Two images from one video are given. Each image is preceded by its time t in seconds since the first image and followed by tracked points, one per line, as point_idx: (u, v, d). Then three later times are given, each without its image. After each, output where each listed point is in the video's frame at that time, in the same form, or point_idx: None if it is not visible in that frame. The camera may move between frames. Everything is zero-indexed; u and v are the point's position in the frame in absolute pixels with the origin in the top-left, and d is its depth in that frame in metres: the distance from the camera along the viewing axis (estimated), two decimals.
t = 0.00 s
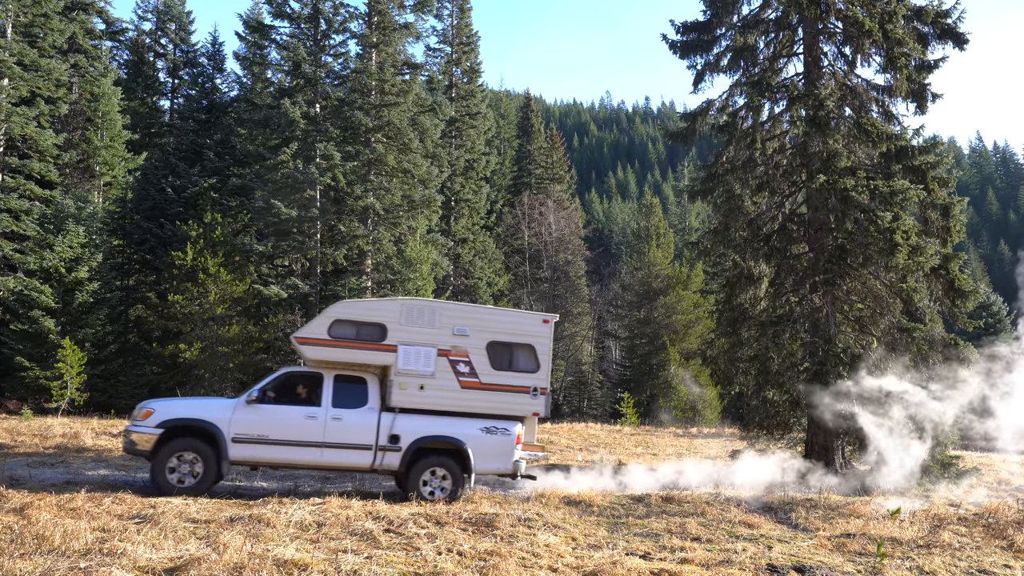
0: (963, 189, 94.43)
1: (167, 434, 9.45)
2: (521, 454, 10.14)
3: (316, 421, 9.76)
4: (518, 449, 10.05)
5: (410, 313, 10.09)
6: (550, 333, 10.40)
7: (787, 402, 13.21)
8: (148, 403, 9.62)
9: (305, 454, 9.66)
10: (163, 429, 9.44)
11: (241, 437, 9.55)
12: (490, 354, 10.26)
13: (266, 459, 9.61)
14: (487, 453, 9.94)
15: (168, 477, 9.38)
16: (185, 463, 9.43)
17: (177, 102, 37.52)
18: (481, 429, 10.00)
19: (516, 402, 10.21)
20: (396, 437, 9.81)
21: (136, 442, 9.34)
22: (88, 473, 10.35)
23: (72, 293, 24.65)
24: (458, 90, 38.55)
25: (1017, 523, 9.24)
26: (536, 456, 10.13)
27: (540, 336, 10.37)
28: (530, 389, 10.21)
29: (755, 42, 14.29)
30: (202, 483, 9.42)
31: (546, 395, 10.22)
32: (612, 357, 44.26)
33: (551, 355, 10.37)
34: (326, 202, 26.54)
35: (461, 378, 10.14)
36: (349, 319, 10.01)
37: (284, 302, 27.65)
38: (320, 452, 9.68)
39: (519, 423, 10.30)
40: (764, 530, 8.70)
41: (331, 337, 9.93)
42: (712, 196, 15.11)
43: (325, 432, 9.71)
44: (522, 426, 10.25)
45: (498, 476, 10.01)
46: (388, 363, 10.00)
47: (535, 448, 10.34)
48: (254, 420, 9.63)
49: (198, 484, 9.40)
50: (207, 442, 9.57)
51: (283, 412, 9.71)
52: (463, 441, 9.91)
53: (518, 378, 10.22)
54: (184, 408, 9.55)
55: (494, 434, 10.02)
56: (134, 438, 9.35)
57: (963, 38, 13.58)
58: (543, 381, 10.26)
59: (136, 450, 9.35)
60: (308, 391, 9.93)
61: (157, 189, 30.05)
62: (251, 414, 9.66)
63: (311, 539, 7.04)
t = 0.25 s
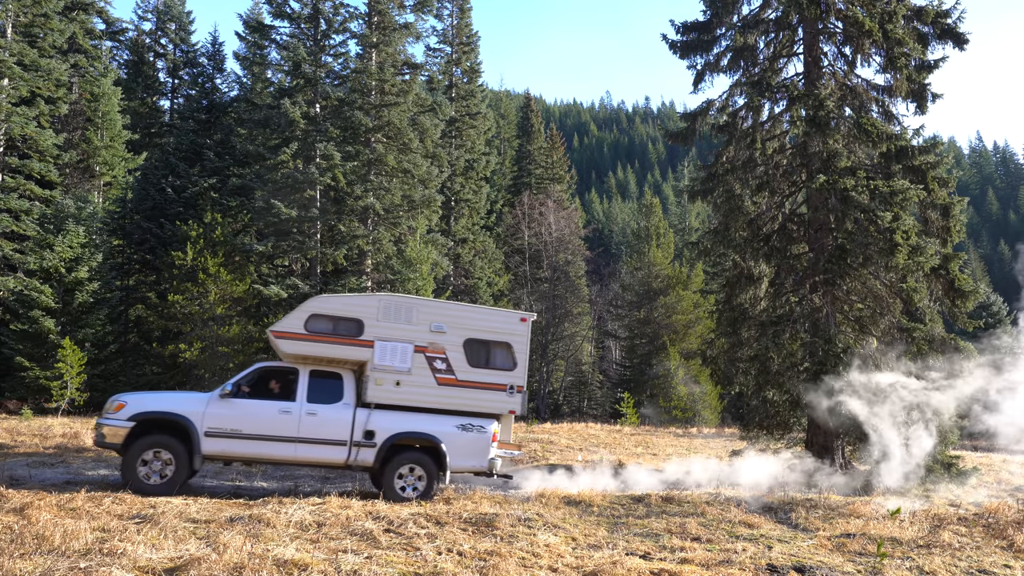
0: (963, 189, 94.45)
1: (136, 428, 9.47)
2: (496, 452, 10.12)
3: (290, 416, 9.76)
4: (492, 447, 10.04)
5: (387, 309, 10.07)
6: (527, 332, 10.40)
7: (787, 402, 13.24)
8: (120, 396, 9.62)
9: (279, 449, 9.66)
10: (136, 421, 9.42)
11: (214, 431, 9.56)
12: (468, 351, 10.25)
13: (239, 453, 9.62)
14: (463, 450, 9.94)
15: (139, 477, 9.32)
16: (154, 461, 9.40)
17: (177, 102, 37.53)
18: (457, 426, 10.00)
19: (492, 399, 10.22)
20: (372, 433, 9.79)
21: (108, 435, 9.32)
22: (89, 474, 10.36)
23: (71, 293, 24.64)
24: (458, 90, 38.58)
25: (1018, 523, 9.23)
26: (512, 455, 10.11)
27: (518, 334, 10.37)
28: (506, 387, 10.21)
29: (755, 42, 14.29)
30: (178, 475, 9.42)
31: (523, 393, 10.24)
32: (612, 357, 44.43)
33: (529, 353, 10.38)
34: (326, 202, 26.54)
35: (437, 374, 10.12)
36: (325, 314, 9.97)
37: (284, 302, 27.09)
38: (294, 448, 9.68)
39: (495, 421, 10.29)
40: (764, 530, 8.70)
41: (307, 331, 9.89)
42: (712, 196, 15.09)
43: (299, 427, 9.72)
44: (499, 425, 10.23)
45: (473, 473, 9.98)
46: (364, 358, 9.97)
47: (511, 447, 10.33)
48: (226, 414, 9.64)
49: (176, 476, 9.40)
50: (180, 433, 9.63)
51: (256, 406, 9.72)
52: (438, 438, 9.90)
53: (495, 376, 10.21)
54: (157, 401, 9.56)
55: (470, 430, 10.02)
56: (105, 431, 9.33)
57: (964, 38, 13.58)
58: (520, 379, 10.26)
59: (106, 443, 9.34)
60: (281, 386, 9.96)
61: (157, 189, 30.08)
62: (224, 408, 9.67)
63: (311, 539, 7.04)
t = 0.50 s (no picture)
0: (963, 189, 94.48)
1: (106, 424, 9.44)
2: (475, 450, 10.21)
3: (266, 413, 9.75)
4: (472, 445, 10.13)
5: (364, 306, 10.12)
6: (506, 328, 10.51)
7: (786, 402, 13.31)
8: (94, 392, 9.61)
9: (254, 447, 9.64)
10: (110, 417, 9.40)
11: (188, 428, 9.54)
12: (445, 348, 10.34)
13: (214, 451, 9.60)
14: (440, 448, 10.01)
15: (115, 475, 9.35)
16: (127, 460, 9.42)
17: (177, 103, 37.54)
18: (435, 423, 10.09)
19: (471, 396, 10.32)
20: (348, 430, 9.82)
21: (81, 431, 9.31)
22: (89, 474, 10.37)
23: (71, 293, 24.64)
24: (458, 90, 38.58)
25: (1018, 523, 9.23)
26: (491, 453, 10.23)
27: (496, 331, 10.49)
28: (485, 383, 10.32)
29: (755, 42, 14.29)
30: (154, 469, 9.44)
31: (501, 390, 10.35)
32: (612, 356, 44.53)
33: (507, 350, 10.49)
34: (326, 202, 26.54)
35: (415, 371, 10.20)
36: (302, 310, 10.00)
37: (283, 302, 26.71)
38: (270, 445, 9.67)
39: (474, 418, 10.38)
40: (764, 530, 8.70)
41: (283, 328, 9.92)
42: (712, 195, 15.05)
43: (275, 424, 9.71)
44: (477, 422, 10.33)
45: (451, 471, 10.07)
46: (341, 355, 10.02)
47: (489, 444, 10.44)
48: (200, 410, 9.62)
49: (151, 471, 9.40)
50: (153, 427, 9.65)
51: (232, 403, 9.71)
52: (416, 435, 9.96)
53: (473, 373, 10.31)
54: (129, 396, 9.54)
55: (448, 428, 10.10)
56: (78, 428, 9.32)
57: (963, 38, 13.58)
58: (498, 376, 10.37)
59: (79, 439, 9.33)
60: (257, 382, 9.95)
61: (157, 189, 30.11)
62: (198, 405, 9.65)
63: (310, 539, 7.04)
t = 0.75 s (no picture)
0: (963, 189, 94.50)
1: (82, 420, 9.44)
2: (454, 449, 10.22)
3: (243, 410, 9.75)
4: (451, 444, 10.14)
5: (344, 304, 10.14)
6: (487, 328, 10.55)
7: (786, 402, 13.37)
8: (70, 389, 9.60)
9: (231, 444, 9.64)
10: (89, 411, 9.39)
11: (164, 425, 9.52)
12: (426, 347, 10.35)
13: (191, 448, 9.59)
14: (420, 447, 10.03)
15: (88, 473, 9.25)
16: (102, 459, 9.35)
17: (177, 103, 37.54)
18: (415, 422, 10.10)
19: (450, 396, 10.31)
20: (327, 428, 9.82)
21: (56, 427, 9.30)
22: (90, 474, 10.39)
23: (71, 293, 24.63)
24: (458, 90, 38.57)
25: (1018, 522, 9.23)
26: (469, 453, 10.25)
27: (477, 330, 10.51)
28: (465, 383, 10.32)
29: (755, 42, 14.28)
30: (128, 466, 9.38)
31: (481, 390, 10.35)
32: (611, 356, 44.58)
33: (488, 350, 10.50)
34: (326, 202, 26.54)
35: (394, 370, 10.21)
36: (282, 308, 10.02)
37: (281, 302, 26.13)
38: (247, 442, 9.67)
39: (454, 419, 10.39)
40: (764, 530, 8.70)
41: (262, 325, 9.94)
42: (713, 196, 15.04)
43: (252, 422, 9.70)
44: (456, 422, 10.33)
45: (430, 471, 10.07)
46: (320, 353, 10.04)
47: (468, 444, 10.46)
48: (176, 408, 9.60)
49: (129, 459, 9.39)
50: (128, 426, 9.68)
51: (209, 400, 9.70)
52: (395, 434, 9.96)
53: (453, 372, 10.31)
54: (105, 393, 9.52)
55: (427, 427, 10.11)
56: (54, 423, 9.30)
57: (964, 38, 13.57)
58: (479, 376, 10.36)
59: (54, 436, 9.31)
60: (236, 381, 9.94)
61: (157, 189, 30.13)
62: (175, 402, 9.64)
63: (311, 539, 7.04)
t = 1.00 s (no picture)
0: (963, 189, 94.55)
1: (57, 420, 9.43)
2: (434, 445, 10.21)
3: (220, 408, 9.78)
4: (430, 440, 10.13)
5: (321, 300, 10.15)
6: (465, 324, 10.50)
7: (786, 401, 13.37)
8: (44, 389, 9.59)
9: (208, 442, 9.67)
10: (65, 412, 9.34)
11: (140, 423, 9.53)
12: (404, 343, 10.31)
13: (167, 447, 9.61)
14: (399, 443, 10.01)
15: (74, 477, 9.27)
16: (78, 460, 9.36)
17: (177, 102, 37.55)
18: (393, 418, 10.08)
19: (428, 392, 10.26)
20: (305, 425, 9.85)
21: (31, 427, 9.27)
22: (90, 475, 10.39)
23: (71, 293, 24.63)
24: (458, 90, 38.57)
25: (1018, 522, 9.23)
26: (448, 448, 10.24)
27: (455, 326, 10.47)
28: (443, 378, 10.27)
29: (755, 42, 14.28)
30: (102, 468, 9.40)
31: (460, 385, 10.30)
32: (611, 356, 44.63)
33: (466, 346, 10.46)
34: (326, 202, 26.54)
35: (372, 366, 10.18)
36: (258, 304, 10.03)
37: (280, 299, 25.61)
38: (224, 440, 9.70)
39: (434, 414, 10.37)
40: (764, 530, 8.70)
41: (239, 322, 9.96)
42: (713, 196, 15.03)
43: (229, 419, 9.73)
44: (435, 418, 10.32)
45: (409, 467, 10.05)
46: (297, 349, 10.04)
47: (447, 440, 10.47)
48: (151, 406, 9.60)
49: (102, 451, 9.42)
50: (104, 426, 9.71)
51: (185, 399, 9.72)
52: (374, 430, 9.97)
53: (431, 368, 10.27)
54: (79, 392, 9.51)
55: (406, 423, 10.11)
56: (28, 423, 9.28)
57: (964, 38, 13.57)
58: (457, 371, 10.33)
59: (28, 436, 9.28)
60: (213, 379, 9.96)
61: (157, 189, 30.15)
62: (151, 400, 9.65)
63: (311, 539, 7.04)
